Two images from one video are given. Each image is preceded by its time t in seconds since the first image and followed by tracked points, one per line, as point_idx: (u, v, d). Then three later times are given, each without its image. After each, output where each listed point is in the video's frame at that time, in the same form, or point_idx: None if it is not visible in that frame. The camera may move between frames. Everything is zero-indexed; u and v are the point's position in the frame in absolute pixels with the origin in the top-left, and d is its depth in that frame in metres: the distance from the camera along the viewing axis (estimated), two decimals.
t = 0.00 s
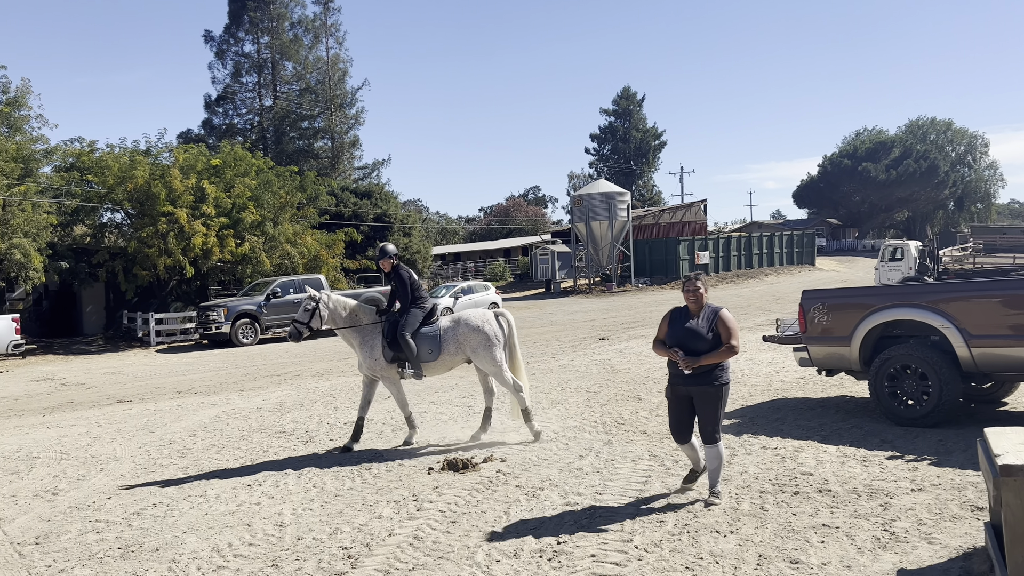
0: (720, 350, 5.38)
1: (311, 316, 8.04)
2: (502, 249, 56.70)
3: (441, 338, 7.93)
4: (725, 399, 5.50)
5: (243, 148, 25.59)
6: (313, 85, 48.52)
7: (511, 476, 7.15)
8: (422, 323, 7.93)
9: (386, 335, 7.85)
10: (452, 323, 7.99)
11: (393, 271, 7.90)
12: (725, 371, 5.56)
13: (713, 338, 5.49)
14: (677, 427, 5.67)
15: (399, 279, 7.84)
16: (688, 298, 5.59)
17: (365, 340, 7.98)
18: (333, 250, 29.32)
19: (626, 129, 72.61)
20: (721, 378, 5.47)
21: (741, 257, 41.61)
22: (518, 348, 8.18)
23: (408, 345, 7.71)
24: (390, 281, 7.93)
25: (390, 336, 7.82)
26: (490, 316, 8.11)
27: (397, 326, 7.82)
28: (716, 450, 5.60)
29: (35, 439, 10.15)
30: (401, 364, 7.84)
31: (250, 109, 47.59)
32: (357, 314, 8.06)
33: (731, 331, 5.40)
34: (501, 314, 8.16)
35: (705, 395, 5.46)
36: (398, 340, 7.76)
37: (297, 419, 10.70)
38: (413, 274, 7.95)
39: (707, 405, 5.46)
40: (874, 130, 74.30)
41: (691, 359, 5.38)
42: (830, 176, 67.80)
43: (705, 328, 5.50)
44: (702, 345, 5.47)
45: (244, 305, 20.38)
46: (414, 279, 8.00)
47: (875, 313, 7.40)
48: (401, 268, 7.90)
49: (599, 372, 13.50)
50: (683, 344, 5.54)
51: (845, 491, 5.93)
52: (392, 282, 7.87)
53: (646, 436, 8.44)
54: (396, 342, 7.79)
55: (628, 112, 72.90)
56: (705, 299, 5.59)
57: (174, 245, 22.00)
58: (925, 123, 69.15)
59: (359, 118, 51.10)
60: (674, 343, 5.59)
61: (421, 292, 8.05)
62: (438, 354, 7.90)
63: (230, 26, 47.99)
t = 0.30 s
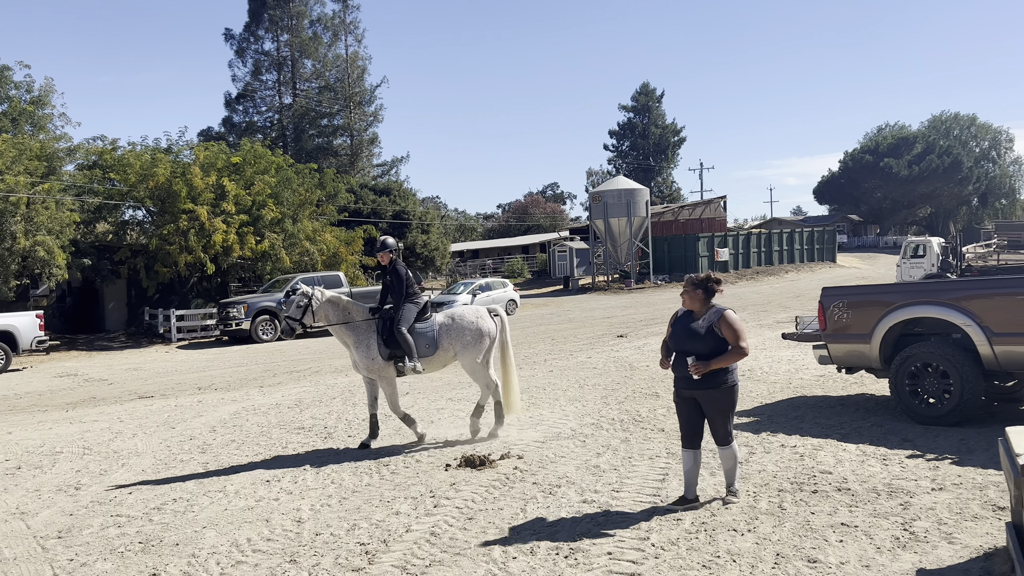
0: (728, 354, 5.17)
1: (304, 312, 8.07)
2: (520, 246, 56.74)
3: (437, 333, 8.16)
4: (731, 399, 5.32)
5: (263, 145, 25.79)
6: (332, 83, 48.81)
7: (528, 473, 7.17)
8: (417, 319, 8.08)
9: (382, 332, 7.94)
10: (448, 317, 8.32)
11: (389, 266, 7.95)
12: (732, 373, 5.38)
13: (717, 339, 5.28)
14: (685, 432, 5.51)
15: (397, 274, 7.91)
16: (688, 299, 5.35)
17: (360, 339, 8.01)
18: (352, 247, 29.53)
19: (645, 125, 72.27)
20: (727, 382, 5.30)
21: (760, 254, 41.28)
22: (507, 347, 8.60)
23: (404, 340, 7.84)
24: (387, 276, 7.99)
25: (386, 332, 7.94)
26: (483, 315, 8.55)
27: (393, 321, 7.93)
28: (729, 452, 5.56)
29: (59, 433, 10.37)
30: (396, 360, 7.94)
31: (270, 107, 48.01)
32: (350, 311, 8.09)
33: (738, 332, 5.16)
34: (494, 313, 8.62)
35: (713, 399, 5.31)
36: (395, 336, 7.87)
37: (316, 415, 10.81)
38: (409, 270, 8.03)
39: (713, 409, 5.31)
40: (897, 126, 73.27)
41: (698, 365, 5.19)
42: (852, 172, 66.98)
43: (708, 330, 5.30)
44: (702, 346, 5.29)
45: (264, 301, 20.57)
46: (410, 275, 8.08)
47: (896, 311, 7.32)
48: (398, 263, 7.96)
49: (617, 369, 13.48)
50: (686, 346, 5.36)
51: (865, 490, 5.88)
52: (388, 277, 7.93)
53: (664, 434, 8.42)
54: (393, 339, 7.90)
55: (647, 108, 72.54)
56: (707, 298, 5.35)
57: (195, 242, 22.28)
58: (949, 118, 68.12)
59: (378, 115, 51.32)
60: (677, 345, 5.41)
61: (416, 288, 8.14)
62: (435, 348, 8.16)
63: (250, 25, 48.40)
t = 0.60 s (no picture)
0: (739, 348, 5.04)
1: (307, 309, 8.16)
2: (544, 242, 56.73)
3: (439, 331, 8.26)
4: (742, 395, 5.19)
5: (289, 141, 26.01)
6: (357, 78, 49.17)
7: (550, 468, 7.21)
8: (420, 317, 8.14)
9: (386, 329, 7.99)
10: (449, 315, 8.42)
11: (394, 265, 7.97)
12: (742, 369, 5.26)
13: (724, 334, 5.18)
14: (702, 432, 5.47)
15: (400, 272, 7.93)
16: (691, 296, 5.24)
17: (359, 334, 8.06)
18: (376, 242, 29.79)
19: (670, 120, 71.74)
20: (736, 378, 5.19)
21: (787, 249, 40.80)
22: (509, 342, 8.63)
23: (408, 337, 7.90)
24: (391, 274, 7.98)
25: (389, 330, 7.98)
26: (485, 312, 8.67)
27: (397, 319, 7.98)
28: (741, 451, 5.38)
29: (91, 425, 10.62)
30: (399, 357, 8.00)
31: (296, 103, 48.49)
32: (352, 307, 8.18)
33: (747, 325, 5.06)
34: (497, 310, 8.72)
35: (723, 396, 5.19)
36: (398, 334, 7.93)
37: (341, 409, 10.95)
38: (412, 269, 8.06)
39: (723, 406, 5.21)
40: (928, 119, 71.85)
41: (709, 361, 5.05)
42: (880, 166, 65.91)
43: (715, 325, 5.19)
44: (708, 343, 5.19)
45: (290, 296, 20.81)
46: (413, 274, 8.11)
47: (925, 307, 7.21)
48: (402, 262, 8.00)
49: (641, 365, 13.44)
50: (693, 343, 5.26)
51: (892, 487, 5.83)
52: (392, 275, 7.96)
53: (688, 430, 8.40)
54: (396, 336, 7.97)
55: (672, 102, 71.97)
56: (712, 294, 5.22)
57: (222, 237, 22.63)
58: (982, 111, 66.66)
59: (402, 111, 51.56)
60: (683, 343, 5.30)
61: (419, 286, 8.18)
62: (437, 347, 8.24)
63: (276, 21, 48.89)
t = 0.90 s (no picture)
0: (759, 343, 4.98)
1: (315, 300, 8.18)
2: (570, 235, 56.64)
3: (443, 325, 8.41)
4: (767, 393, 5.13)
5: (317, 135, 26.20)
6: (384, 72, 49.40)
7: (579, 460, 7.26)
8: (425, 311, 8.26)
9: (392, 323, 8.08)
10: (455, 305, 8.64)
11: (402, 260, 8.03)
12: (769, 365, 5.15)
13: (748, 329, 5.09)
14: (732, 427, 5.47)
15: (408, 266, 8.01)
16: (717, 289, 5.22)
17: (365, 325, 8.13)
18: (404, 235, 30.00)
19: (698, 111, 71.02)
20: (761, 375, 5.10)
21: (817, 242, 40.25)
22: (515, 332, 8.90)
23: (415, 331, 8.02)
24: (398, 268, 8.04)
25: (395, 324, 8.09)
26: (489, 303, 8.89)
27: (404, 313, 8.07)
28: (772, 448, 5.29)
29: (126, 415, 10.89)
30: (404, 351, 8.11)
31: (324, 97, 48.89)
32: (358, 300, 8.23)
33: (770, 319, 4.97)
34: (501, 300, 8.96)
35: (746, 392, 5.13)
36: (405, 328, 8.04)
37: (370, 400, 11.10)
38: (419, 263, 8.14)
39: (746, 403, 5.17)
40: (963, 109, 70.20)
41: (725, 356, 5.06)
42: (913, 158, 64.64)
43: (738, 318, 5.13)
44: (727, 337, 5.15)
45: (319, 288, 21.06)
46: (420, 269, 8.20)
47: (959, 300, 7.11)
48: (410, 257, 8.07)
49: (669, 358, 13.40)
50: (714, 337, 5.24)
51: (927, 483, 5.78)
52: (401, 270, 8.02)
53: (717, 423, 8.38)
54: (403, 330, 8.09)
55: (699, 93, 71.22)
56: (738, 286, 5.19)
57: (251, 230, 22.98)
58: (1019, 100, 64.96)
59: (428, 104, 51.73)
60: (706, 336, 5.29)
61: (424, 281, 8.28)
62: (442, 340, 8.39)
63: (303, 15, 49.30)
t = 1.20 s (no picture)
0: (790, 338, 4.96)
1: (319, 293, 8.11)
2: (595, 226, 56.45)
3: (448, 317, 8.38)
4: (797, 389, 5.12)
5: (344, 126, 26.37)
6: (410, 63, 49.55)
7: (605, 452, 7.29)
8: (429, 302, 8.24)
9: (397, 314, 8.05)
10: (460, 298, 8.63)
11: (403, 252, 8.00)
12: (800, 360, 5.12)
13: (780, 323, 5.07)
14: (761, 422, 5.47)
15: (410, 257, 7.97)
16: (752, 280, 5.18)
17: (370, 317, 8.09)
18: (429, 226, 30.16)
19: (725, 102, 70.19)
20: (792, 370, 5.08)
21: (846, 235, 39.67)
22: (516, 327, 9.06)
23: (419, 323, 8.00)
24: (400, 259, 8.00)
25: (401, 316, 8.06)
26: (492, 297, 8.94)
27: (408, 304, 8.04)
28: (801, 446, 5.28)
29: (156, 402, 11.13)
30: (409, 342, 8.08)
31: (350, 88, 49.15)
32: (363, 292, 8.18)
33: (803, 316, 4.94)
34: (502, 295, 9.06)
35: (775, 387, 5.12)
36: (410, 320, 8.02)
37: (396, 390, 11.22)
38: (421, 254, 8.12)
39: (774, 399, 5.16)
40: (999, 99, 68.54)
41: (751, 350, 5.07)
42: (945, 149, 63.33)
43: (771, 312, 5.09)
44: (756, 330, 5.14)
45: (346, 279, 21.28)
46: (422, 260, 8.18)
47: (995, 293, 7.03)
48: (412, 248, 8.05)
49: (695, 351, 13.34)
50: (745, 329, 5.24)
51: (960, 479, 5.71)
52: (403, 262, 8.00)
53: (744, 417, 8.34)
54: (408, 322, 8.06)
55: (727, 83, 70.38)
56: (774, 279, 5.14)
57: (279, 221, 23.28)
58: None
59: (454, 95, 51.77)
60: (738, 327, 5.30)
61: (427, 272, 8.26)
62: (448, 331, 8.35)
63: (330, 7, 49.54)
